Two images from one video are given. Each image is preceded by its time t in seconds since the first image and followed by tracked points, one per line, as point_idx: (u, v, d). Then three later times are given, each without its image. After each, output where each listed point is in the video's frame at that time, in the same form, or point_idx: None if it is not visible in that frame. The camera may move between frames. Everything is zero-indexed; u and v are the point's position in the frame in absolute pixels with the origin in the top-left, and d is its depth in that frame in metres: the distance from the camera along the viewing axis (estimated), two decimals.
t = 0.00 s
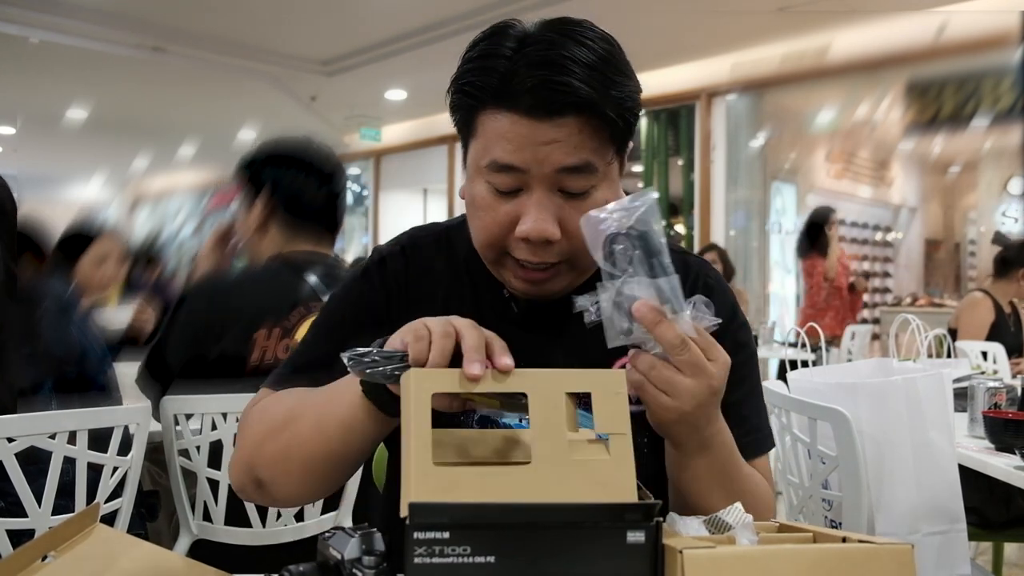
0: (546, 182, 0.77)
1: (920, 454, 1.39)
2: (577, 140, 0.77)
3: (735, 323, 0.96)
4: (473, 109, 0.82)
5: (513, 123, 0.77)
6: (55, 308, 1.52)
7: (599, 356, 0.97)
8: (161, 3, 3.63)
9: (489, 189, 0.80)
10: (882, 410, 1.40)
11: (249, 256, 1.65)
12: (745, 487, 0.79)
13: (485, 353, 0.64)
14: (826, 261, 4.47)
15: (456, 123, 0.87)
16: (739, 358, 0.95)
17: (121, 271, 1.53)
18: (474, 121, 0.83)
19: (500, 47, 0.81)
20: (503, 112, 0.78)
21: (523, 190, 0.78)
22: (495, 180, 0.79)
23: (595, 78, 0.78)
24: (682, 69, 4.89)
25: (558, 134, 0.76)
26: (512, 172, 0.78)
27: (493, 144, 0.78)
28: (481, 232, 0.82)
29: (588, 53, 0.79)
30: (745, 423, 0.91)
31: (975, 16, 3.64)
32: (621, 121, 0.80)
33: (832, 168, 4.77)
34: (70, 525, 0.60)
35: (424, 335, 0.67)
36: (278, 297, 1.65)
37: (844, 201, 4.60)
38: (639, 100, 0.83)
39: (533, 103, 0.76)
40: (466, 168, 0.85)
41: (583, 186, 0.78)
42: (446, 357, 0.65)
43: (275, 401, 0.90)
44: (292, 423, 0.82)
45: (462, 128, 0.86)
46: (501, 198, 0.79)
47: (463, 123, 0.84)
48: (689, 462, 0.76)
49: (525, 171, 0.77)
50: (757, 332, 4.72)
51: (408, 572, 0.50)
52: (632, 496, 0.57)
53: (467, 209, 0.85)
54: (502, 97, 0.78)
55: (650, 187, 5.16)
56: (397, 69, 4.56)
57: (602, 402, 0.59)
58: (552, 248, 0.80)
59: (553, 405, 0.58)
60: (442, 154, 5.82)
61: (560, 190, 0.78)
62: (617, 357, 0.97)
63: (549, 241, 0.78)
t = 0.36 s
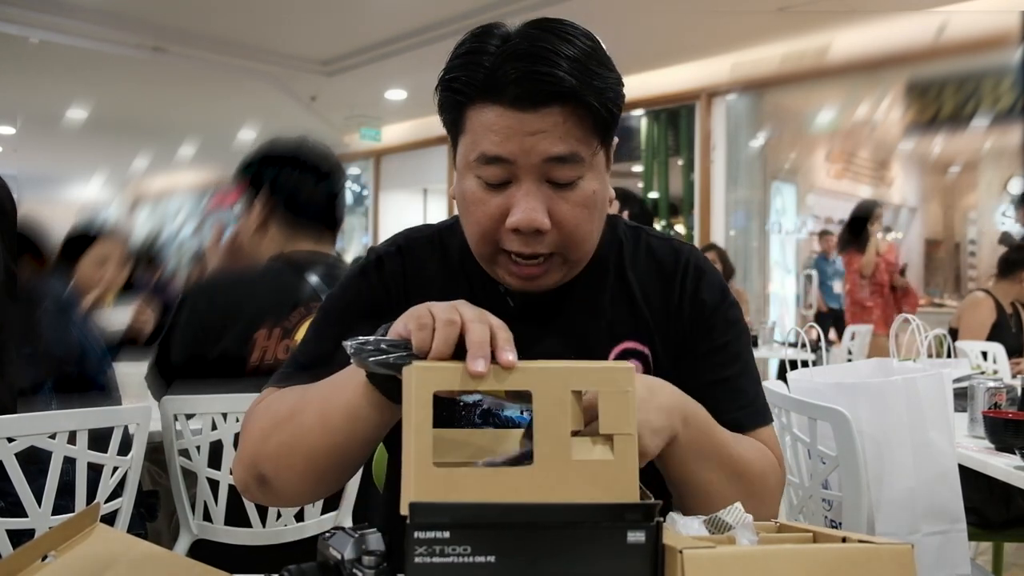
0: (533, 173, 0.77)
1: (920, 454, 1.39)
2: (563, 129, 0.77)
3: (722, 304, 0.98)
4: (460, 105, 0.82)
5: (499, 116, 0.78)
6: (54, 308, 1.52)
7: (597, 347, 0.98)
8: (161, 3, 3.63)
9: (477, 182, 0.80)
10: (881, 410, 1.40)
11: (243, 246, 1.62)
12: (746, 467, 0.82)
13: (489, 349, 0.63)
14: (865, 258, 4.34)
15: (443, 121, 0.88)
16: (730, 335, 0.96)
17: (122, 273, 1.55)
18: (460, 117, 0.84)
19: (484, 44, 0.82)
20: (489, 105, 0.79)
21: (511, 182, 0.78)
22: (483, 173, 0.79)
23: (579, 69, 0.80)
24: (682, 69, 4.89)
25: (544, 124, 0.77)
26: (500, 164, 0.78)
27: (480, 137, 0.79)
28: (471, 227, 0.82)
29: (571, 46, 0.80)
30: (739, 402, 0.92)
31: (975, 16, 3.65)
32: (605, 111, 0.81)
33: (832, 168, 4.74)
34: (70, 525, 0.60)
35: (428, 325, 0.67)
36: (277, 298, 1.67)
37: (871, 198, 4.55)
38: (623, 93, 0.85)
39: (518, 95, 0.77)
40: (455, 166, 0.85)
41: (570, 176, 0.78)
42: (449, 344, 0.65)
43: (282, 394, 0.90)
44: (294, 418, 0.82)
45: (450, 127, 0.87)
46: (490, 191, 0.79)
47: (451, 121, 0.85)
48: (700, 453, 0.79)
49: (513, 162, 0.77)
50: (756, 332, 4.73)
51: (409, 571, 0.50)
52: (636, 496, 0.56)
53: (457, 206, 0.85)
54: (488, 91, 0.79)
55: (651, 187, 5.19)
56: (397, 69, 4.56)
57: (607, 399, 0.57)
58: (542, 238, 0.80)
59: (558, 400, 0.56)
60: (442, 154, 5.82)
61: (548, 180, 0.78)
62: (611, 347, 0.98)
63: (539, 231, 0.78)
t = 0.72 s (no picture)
0: (531, 169, 0.78)
1: (920, 454, 1.39)
2: (562, 126, 0.77)
3: (709, 282, 0.97)
4: (458, 102, 0.82)
5: (499, 112, 0.78)
6: (54, 308, 1.53)
7: (592, 342, 0.98)
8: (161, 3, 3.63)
9: (476, 177, 0.80)
10: (882, 410, 1.40)
11: (248, 253, 1.64)
12: (747, 478, 0.80)
13: (484, 352, 0.65)
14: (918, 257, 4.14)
15: (442, 118, 0.88)
16: (714, 312, 0.94)
17: (124, 277, 1.50)
18: (460, 113, 0.83)
19: (485, 41, 0.82)
20: (489, 102, 0.79)
21: (509, 178, 0.78)
22: (481, 168, 0.79)
23: (578, 68, 0.80)
24: (682, 69, 4.90)
25: (543, 121, 0.77)
26: (499, 160, 0.78)
27: (479, 133, 0.79)
28: (469, 222, 0.82)
29: (571, 45, 0.80)
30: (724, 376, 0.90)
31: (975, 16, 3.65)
32: (604, 109, 0.81)
33: (832, 168, 4.73)
34: (71, 524, 0.60)
35: (426, 340, 0.69)
36: (278, 296, 1.67)
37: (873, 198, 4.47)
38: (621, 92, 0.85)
39: (517, 91, 0.77)
40: (454, 162, 0.85)
41: (568, 173, 0.78)
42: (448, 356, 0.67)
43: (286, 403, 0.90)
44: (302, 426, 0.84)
45: (449, 124, 0.86)
46: (488, 186, 0.79)
47: (450, 118, 0.85)
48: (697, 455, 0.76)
49: (512, 158, 0.77)
50: (756, 331, 4.73)
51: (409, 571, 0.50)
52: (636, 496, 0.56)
53: (455, 201, 0.85)
54: (488, 88, 0.79)
55: (651, 187, 5.19)
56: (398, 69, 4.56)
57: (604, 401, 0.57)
58: (540, 234, 0.80)
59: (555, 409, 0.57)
60: (442, 154, 5.83)
61: (547, 176, 0.78)
62: (604, 339, 0.98)
63: (536, 227, 0.78)
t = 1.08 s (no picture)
0: (524, 172, 0.78)
1: (920, 455, 1.39)
2: (555, 129, 0.78)
3: (716, 295, 0.97)
4: (451, 105, 0.82)
5: (491, 116, 0.78)
6: (55, 308, 1.53)
7: (591, 348, 0.98)
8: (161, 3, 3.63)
9: (470, 181, 0.80)
10: (882, 410, 1.40)
11: (246, 252, 1.62)
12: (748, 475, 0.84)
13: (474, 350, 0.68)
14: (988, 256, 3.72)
15: (435, 120, 0.88)
16: (723, 330, 0.95)
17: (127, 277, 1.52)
18: (452, 116, 0.83)
19: (476, 44, 0.82)
20: (481, 106, 0.79)
21: (504, 181, 0.79)
22: (475, 172, 0.79)
23: (570, 69, 0.80)
24: (683, 69, 4.89)
25: (535, 124, 0.77)
26: (491, 164, 0.78)
27: (472, 137, 0.79)
28: (464, 225, 0.83)
29: (562, 47, 0.80)
30: (729, 394, 0.91)
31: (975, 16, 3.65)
32: (597, 111, 0.81)
33: (832, 168, 4.73)
34: (72, 524, 0.60)
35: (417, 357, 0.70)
36: (278, 296, 1.66)
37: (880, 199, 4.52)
38: (613, 93, 0.85)
39: (509, 95, 0.77)
40: (447, 165, 0.85)
41: (560, 175, 0.78)
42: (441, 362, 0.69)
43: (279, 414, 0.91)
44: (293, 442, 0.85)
45: (442, 127, 0.87)
46: (483, 190, 0.80)
47: (443, 121, 0.85)
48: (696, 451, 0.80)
49: (505, 162, 0.78)
50: (756, 331, 4.74)
51: (409, 572, 0.50)
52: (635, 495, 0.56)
53: (450, 204, 0.85)
54: (480, 91, 0.79)
55: (651, 187, 5.20)
56: (398, 69, 4.57)
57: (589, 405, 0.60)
58: (534, 237, 0.81)
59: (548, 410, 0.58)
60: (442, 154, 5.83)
61: (540, 179, 0.78)
62: (603, 344, 0.99)
63: (531, 230, 0.79)
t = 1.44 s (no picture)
0: (513, 164, 0.78)
1: (921, 455, 1.39)
2: (544, 121, 0.78)
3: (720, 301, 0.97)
4: (447, 97, 0.83)
5: (482, 107, 0.78)
6: (55, 308, 1.52)
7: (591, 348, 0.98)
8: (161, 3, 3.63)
9: (462, 172, 0.81)
10: (882, 410, 1.40)
11: (240, 255, 1.61)
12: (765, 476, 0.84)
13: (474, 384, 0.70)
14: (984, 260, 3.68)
15: (434, 113, 0.89)
16: (727, 335, 0.95)
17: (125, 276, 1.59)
18: (448, 108, 0.84)
19: (473, 38, 0.83)
20: (473, 96, 0.79)
21: (493, 173, 0.79)
22: (466, 163, 0.80)
23: (563, 62, 0.79)
24: (683, 69, 4.90)
25: (524, 115, 0.77)
26: (481, 154, 0.78)
27: (463, 127, 0.79)
28: (455, 216, 0.83)
29: (557, 41, 0.80)
30: (733, 400, 0.91)
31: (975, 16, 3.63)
32: (590, 105, 0.81)
33: (832, 168, 4.72)
34: (71, 524, 0.60)
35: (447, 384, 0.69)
36: (273, 291, 1.66)
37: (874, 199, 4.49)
38: (612, 90, 0.84)
39: (500, 85, 0.77)
40: (443, 156, 0.86)
41: (549, 168, 0.78)
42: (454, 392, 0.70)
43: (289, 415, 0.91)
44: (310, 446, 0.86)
45: (441, 120, 0.88)
46: (474, 181, 0.80)
47: (441, 113, 0.86)
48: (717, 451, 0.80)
49: (494, 153, 0.78)
50: (756, 331, 4.74)
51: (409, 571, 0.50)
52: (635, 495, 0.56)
53: (445, 195, 0.86)
54: (472, 82, 0.80)
55: (651, 187, 5.20)
56: (398, 69, 4.57)
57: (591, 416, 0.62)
58: (523, 230, 0.80)
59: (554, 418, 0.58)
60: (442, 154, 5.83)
61: (529, 171, 0.78)
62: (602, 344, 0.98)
63: (519, 222, 0.79)
